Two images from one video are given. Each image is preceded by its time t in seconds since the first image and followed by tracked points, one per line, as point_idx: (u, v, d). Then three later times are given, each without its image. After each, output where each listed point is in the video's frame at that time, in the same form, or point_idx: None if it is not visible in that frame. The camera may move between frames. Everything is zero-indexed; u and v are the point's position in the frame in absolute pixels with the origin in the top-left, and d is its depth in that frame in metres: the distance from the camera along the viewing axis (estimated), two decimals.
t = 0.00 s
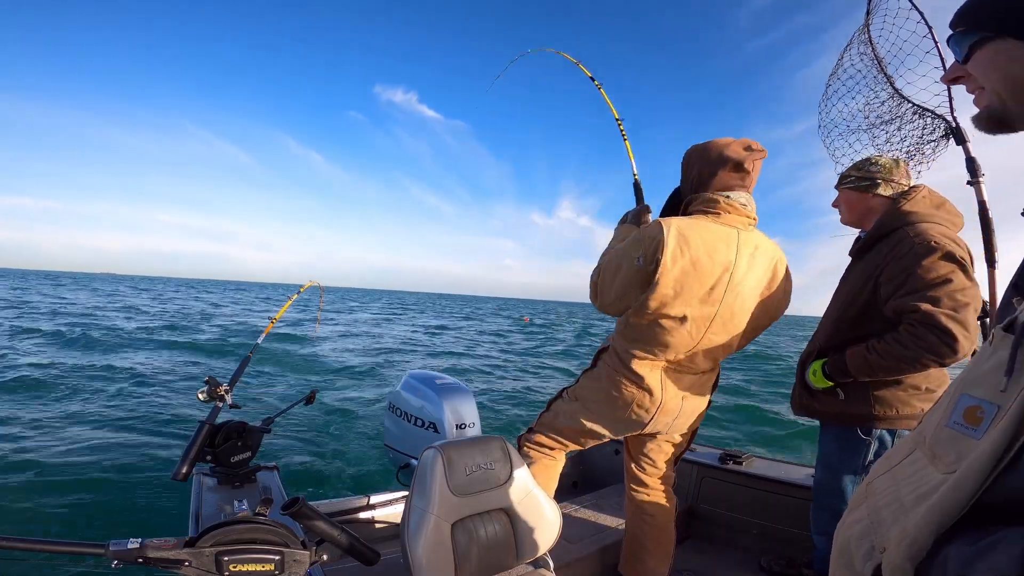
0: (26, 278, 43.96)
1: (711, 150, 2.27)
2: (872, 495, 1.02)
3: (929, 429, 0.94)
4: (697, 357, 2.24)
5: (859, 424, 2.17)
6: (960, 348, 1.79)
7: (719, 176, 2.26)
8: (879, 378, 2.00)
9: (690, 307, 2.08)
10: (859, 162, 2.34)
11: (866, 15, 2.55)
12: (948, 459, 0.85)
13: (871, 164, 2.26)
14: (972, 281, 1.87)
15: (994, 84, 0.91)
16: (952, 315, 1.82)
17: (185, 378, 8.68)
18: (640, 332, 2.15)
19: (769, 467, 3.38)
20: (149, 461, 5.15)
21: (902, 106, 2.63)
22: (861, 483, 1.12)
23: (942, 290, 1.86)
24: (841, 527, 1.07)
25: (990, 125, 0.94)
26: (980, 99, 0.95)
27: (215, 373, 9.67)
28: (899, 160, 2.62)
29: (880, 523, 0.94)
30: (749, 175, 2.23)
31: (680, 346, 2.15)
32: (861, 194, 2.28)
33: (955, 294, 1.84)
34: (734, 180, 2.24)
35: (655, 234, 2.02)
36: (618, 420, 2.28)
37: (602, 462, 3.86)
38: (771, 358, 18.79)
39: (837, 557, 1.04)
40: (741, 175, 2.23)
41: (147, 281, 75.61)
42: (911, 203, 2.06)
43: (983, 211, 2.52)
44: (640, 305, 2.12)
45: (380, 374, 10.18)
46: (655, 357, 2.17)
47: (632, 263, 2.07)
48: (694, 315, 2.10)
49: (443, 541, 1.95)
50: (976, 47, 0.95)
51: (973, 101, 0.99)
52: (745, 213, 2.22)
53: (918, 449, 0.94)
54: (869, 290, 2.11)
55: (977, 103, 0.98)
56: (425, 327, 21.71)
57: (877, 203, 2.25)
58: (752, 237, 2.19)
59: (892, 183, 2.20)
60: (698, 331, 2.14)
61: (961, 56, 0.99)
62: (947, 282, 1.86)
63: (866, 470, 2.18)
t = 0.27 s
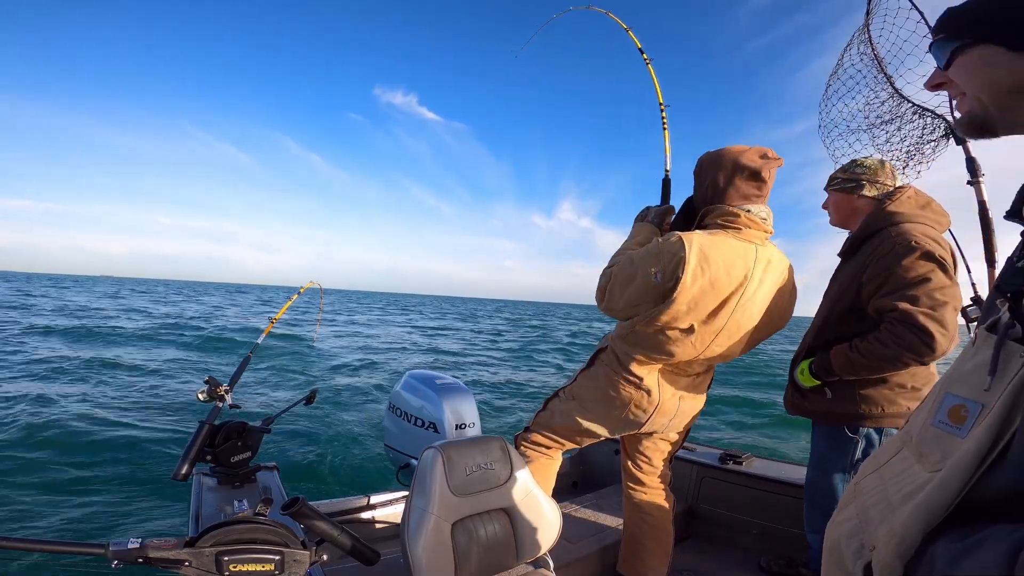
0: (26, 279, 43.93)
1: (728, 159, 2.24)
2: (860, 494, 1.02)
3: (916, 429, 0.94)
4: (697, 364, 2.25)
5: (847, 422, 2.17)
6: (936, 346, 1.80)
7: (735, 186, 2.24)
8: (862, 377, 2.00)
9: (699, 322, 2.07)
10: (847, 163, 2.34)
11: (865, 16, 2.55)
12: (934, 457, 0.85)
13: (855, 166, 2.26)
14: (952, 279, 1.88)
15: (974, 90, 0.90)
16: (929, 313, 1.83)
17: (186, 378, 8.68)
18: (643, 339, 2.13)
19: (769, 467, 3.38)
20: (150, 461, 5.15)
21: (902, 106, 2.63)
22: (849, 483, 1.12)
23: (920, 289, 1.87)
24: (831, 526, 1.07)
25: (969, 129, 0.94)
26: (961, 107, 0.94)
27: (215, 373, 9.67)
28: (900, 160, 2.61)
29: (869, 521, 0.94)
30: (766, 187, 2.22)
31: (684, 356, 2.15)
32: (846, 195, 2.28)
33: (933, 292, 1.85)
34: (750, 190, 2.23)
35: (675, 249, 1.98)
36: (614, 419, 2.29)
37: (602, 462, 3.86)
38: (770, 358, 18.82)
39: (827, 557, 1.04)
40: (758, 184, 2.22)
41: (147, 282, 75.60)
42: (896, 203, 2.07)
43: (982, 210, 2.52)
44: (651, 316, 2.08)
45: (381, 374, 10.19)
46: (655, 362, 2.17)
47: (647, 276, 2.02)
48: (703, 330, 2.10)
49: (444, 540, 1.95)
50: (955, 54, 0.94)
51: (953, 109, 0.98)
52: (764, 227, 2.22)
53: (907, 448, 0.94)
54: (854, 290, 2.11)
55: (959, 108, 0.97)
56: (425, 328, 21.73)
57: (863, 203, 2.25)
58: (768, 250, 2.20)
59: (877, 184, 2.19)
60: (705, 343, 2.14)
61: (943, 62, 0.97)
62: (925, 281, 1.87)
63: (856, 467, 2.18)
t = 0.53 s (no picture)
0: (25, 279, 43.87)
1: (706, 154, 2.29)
2: (858, 495, 1.02)
3: (913, 428, 0.94)
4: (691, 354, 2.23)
5: (839, 420, 2.17)
6: (920, 345, 1.80)
7: (719, 178, 2.27)
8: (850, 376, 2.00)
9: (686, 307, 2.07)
10: (841, 164, 2.34)
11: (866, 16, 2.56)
12: (929, 457, 0.85)
13: (847, 167, 2.26)
14: (938, 278, 1.87)
15: (966, 92, 0.90)
16: (914, 313, 1.82)
17: (186, 379, 8.68)
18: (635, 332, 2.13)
19: (769, 467, 3.38)
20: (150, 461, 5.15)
21: (903, 106, 2.63)
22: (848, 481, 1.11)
23: (906, 287, 1.87)
24: (828, 527, 1.06)
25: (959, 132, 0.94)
26: (953, 108, 0.94)
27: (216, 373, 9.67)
28: (901, 160, 2.61)
29: (865, 521, 0.94)
30: (751, 178, 2.24)
31: (676, 344, 2.14)
32: (840, 195, 2.29)
33: (918, 292, 1.85)
34: (736, 181, 2.25)
35: (654, 233, 2.01)
36: (610, 419, 2.28)
37: (602, 462, 3.86)
38: (771, 359, 18.80)
39: (826, 558, 1.03)
40: (743, 174, 2.23)
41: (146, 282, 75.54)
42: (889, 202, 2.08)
43: (982, 210, 2.52)
44: (638, 304, 2.09)
45: (382, 374, 10.19)
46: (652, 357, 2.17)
47: (631, 262, 2.05)
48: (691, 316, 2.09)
49: (444, 540, 1.95)
50: (947, 56, 0.94)
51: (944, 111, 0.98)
52: (747, 214, 2.23)
53: (903, 447, 0.94)
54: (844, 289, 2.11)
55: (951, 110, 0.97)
56: (426, 328, 21.73)
57: (855, 204, 2.25)
58: (754, 236, 2.20)
59: (869, 185, 2.20)
60: (695, 330, 2.13)
61: (934, 65, 0.98)
62: (912, 280, 1.86)
63: (846, 466, 2.18)
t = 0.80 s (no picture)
0: (23, 277, 43.78)
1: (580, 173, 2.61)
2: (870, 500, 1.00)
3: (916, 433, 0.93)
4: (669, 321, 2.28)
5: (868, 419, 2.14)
6: (940, 350, 1.82)
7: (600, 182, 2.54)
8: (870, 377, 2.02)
9: (629, 271, 2.26)
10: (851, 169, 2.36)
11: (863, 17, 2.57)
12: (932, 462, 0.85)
13: (860, 172, 2.27)
14: (963, 280, 1.87)
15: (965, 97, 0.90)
16: (936, 317, 1.84)
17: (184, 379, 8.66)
18: (601, 313, 2.26)
19: (769, 467, 3.38)
20: (148, 461, 5.14)
21: (900, 106, 2.63)
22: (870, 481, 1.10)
23: (934, 284, 1.86)
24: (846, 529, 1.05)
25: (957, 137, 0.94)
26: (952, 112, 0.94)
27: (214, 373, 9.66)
28: (899, 160, 2.61)
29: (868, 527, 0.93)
30: (617, 166, 2.51)
31: (644, 308, 2.24)
32: (853, 201, 2.29)
33: (941, 295, 1.85)
34: (611, 180, 2.51)
35: (564, 234, 2.28)
36: (610, 420, 2.25)
37: (602, 463, 3.86)
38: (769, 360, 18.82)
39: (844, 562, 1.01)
40: (614, 174, 2.50)
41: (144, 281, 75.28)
42: (907, 204, 2.10)
43: (982, 211, 2.52)
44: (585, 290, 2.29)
45: (381, 374, 10.18)
46: (628, 336, 2.21)
47: (560, 261, 2.29)
48: (637, 280, 2.26)
49: (444, 541, 1.94)
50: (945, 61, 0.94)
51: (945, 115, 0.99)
52: (631, 198, 2.48)
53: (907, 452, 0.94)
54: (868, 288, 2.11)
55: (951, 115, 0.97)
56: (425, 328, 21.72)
57: (869, 209, 2.26)
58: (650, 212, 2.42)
59: (883, 191, 2.21)
60: (651, 289, 2.27)
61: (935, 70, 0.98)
62: (936, 282, 1.86)
63: (867, 467, 2.17)
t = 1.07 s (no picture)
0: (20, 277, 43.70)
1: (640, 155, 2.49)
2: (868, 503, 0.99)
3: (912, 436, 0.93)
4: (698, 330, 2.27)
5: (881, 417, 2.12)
6: (963, 349, 1.82)
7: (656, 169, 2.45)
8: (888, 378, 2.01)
9: (672, 275, 2.22)
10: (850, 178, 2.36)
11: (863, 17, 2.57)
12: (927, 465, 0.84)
13: (860, 181, 2.27)
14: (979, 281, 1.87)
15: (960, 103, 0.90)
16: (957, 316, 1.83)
17: (184, 378, 8.66)
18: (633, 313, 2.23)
19: (769, 467, 3.38)
20: (148, 461, 5.14)
21: (901, 106, 2.63)
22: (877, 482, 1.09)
23: (956, 284, 1.86)
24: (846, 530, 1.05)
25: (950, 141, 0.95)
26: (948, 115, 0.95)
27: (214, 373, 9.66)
28: (899, 160, 2.61)
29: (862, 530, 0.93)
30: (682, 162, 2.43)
31: (678, 316, 2.22)
32: (854, 210, 2.30)
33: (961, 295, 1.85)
34: (668, 169, 2.43)
35: (615, 220, 2.21)
36: (626, 420, 2.25)
37: (602, 463, 3.86)
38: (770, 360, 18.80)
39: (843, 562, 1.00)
40: (673, 163, 2.42)
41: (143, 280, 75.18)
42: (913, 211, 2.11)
43: (982, 212, 2.53)
44: (625, 288, 2.23)
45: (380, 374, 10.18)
46: (655, 339, 2.20)
47: (605, 249, 2.23)
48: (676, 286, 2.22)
49: (444, 541, 1.94)
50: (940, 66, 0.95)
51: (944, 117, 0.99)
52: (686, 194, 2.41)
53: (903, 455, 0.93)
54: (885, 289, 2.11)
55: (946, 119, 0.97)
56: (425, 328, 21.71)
57: (870, 217, 2.26)
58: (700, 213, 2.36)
59: (883, 201, 2.21)
60: (688, 297, 2.24)
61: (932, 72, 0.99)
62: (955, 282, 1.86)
63: (875, 463, 2.17)
